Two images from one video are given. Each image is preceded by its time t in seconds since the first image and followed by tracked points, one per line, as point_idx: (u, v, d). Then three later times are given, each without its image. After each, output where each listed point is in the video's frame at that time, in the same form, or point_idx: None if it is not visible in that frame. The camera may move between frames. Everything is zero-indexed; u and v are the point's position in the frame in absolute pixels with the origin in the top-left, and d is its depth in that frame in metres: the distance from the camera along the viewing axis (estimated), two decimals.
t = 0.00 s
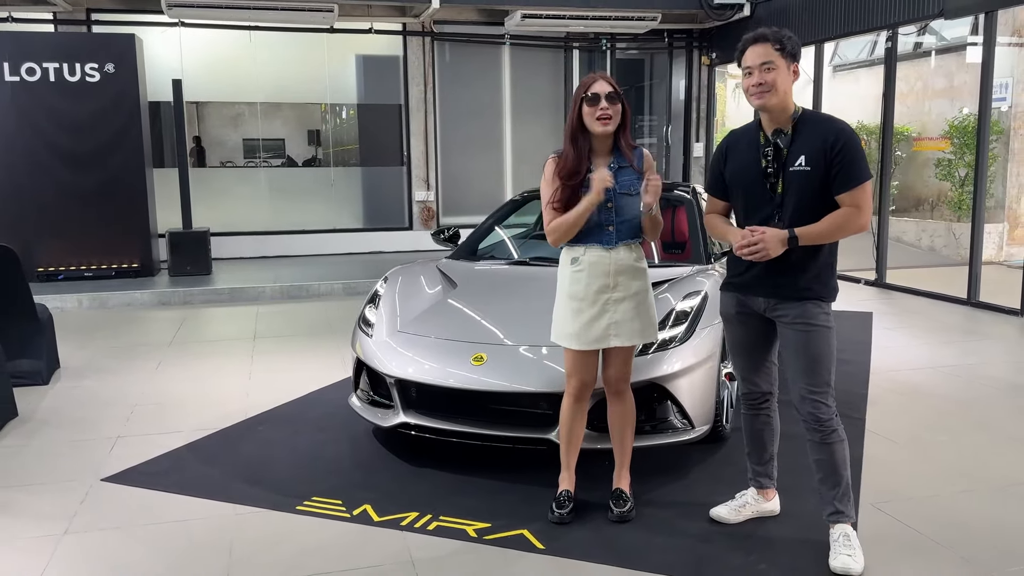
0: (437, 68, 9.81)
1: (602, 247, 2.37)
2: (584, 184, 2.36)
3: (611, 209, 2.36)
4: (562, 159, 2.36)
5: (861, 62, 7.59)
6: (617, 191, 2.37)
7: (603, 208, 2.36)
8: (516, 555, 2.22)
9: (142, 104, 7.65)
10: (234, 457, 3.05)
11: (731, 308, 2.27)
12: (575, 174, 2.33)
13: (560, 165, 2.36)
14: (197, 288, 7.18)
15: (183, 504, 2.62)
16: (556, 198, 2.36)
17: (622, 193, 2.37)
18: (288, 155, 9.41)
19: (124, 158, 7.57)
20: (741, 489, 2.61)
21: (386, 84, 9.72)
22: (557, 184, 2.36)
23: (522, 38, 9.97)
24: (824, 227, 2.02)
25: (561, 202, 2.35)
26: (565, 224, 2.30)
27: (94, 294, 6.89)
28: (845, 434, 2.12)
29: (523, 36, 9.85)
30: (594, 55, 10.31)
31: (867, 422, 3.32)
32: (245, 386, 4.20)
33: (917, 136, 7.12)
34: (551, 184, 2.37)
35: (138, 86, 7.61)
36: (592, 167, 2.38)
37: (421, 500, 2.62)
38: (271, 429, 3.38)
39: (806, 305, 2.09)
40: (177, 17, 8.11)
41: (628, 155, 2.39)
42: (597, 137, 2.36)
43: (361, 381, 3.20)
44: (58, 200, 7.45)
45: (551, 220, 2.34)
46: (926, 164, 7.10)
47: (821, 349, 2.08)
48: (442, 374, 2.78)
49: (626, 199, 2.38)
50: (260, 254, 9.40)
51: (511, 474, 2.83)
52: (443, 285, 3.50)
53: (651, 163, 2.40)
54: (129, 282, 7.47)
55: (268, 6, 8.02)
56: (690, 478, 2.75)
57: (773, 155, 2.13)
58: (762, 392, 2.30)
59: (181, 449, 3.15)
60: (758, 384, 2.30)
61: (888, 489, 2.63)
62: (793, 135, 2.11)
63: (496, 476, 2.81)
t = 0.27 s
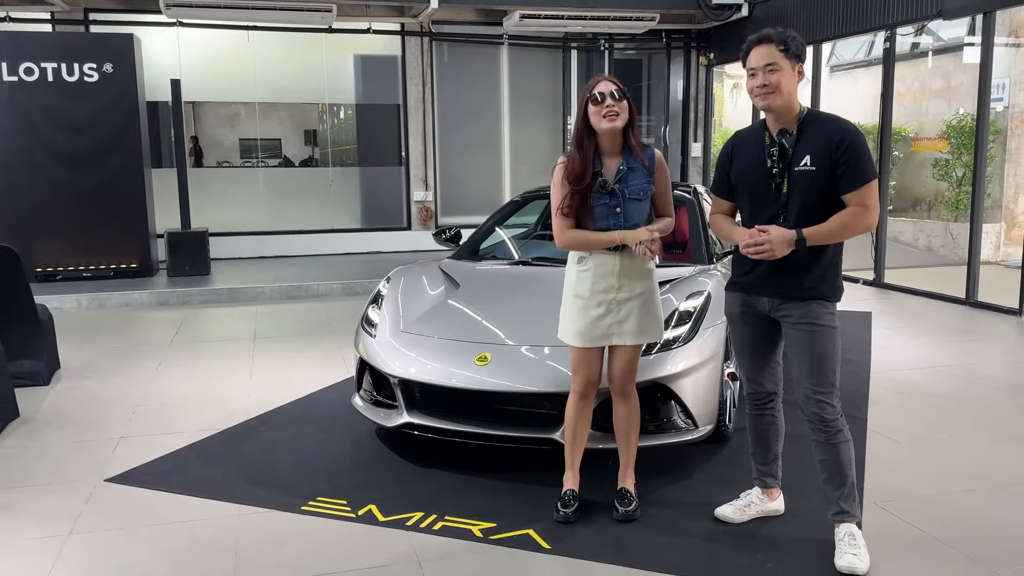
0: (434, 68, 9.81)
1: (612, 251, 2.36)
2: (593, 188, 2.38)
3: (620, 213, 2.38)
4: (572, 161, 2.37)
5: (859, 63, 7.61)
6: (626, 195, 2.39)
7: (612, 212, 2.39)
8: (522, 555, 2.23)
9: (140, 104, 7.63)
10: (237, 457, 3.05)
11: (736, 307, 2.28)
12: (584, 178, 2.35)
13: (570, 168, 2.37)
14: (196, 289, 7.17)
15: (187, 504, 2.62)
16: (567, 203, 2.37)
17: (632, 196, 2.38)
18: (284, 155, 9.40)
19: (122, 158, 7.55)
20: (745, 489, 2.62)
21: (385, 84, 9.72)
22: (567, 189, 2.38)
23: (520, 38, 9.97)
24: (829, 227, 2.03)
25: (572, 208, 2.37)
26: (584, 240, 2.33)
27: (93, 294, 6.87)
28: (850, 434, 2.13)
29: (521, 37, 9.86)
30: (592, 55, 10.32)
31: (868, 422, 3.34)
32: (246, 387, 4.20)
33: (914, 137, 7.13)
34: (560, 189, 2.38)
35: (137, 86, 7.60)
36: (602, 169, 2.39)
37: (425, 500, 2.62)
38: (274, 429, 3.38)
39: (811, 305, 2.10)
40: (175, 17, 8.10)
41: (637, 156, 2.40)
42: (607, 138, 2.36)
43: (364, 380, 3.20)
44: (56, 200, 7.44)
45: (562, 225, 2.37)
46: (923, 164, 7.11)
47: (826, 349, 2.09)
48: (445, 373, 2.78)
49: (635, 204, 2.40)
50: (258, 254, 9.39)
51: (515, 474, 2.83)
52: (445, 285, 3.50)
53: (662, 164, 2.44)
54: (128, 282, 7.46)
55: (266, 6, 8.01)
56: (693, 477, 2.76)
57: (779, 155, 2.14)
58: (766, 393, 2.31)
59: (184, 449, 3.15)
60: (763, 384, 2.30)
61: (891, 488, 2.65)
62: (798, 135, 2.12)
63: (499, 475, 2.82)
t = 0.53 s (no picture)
0: (433, 68, 9.81)
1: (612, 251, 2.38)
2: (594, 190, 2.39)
3: (620, 215, 2.39)
4: (574, 163, 2.39)
5: (856, 63, 7.63)
6: (626, 196, 2.40)
7: (612, 214, 2.40)
8: (527, 554, 2.24)
9: (138, 103, 7.62)
10: (240, 457, 3.05)
11: (740, 307, 2.29)
12: (586, 178, 2.37)
13: (572, 170, 2.39)
14: (195, 289, 7.16)
15: (192, 504, 2.62)
16: (568, 203, 2.39)
17: (632, 198, 2.39)
18: (281, 155, 9.39)
19: (120, 157, 7.54)
20: (748, 488, 2.63)
21: (383, 84, 9.72)
22: (569, 189, 2.40)
23: (518, 38, 9.97)
24: (834, 227, 2.04)
25: (573, 208, 2.38)
26: (586, 238, 2.35)
27: (91, 294, 6.86)
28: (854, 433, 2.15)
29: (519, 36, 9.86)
30: (590, 55, 10.32)
31: (869, 421, 3.35)
32: (247, 387, 4.20)
33: (911, 136, 7.15)
34: (562, 189, 2.40)
35: (135, 85, 7.58)
36: (604, 171, 2.40)
37: (430, 499, 2.63)
38: (276, 429, 3.38)
39: (816, 305, 2.12)
40: (173, 16, 8.09)
41: (640, 158, 2.41)
42: (609, 140, 2.38)
43: (367, 380, 3.21)
44: (53, 200, 7.42)
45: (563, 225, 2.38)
46: (919, 164, 7.13)
47: (831, 349, 2.11)
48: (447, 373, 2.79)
49: (636, 206, 2.41)
50: (256, 254, 9.38)
51: (518, 473, 2.84)
52: (448, 285, 3.51)
53: (666, 165, 2.45)
54: (126, 282, 7.44)
55: (264, 6, 8.00)
56: (696, 476, 2.77)
57: (784, 155, 2.15)
58: (770, 392, 2.32)
59: (187, 449, 3.15)
60: (766, 383, 2.32)
61: (893, 486, 2.66)
62: (803, 136, 2.13)
63: (503, 475, 2.83)
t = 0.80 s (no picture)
0: (430, 67, 9.81)
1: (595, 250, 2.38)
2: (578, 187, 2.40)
3: (604, 213, 2.40)
4: (561, 160, 2.41)
5: (853, 63, 7.66)
6: (611, 194, 2.40)
7: (597, 211, 2.41)
8: (531, 552, 2.24)
9: (135, 102, 7.60)
10: (242, 456, 3.05)
11: (744, 307, 2.30)
12: (571, 176, 2.38)
13: (558, 167, 2.40)
14: (193, 288, 7.15)
15: (195, 503, 2.62)
16: (554, 200, 2.41)
17: (617, 196, 2.39)
18: (277, 154, 9.38)
19: (118, 156, 7.53)
20: (750, 486, 2.64)
21: (380, 83, 9.71)
22: (554, 186, 2.41)
23: (515, 37, 9.98)
24: (841, 226, 2.06)
25: (559, 206, 2.40)
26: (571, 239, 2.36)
27: (89, 293, 6.85)
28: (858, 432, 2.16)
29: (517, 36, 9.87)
30: (587, 54, 10.33)
31: (869, 419, 3.37)
32: (247, 386, 4.20)
33: (907, 136, 7.17)
34: (548, 185, 2.42)
35: (133, 85, 7.57)
36: (589, 169, 2.41)
37: (433, 498, 2.63)
38: (277, 428, 3.38)
39: (821, 304, 2.13)
40: (170, 15, 8.07)
41: (626, 157, 2.42)
42: (596, 138, 2.39)
43: (368, 379, 3.22)
44: (50, 199, 7.40)
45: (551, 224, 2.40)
46: (915, 164, 7.16)
47: (835, 348, 2.12)
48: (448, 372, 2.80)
49: (621, 203, 2.41)
50: (254, 253, 9.36)
51: (520, 472, 2.85)
52: (449, 284, 3.51)
53: (652, 165, 2.45)
54: (124, 281, 7.43)
55: (262, 5, 7.99)
56: (698, 475, 2.78)
57: (789, 155, 2.16)
58: (774, 391, 2.33)
59: (188, 449, 3.15)
60: (770, 383, 2.33)
61: (894, 484, 2.67)
62: (809, 136, 2.14)
63: (505, 473, 2.84)
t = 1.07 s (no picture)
0: (426, 65, 9.80)
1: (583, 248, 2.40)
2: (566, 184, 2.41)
3: (593, 210, 2.40)
4: (547, 158, 2.42)
5: (848, 62, 7.68)
6: (600, 192, 2.41)
7: (585, 209, 2.41)
8: (533, 549, 2.25)
9: (132, 101, 7.58)
10: (243, 454, 3.06)
11: (745, 305, 2.31)
12: (558, 172, 2.39)
13: (545, 164, 2.42)
14: (190, 287, 7.14)
15: (196, 502, 2.62)
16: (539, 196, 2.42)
17: (606, 193, 2.40)
18: (272, 152, 9.36)
19: (114, 154, 7.50)
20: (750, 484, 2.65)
21: (377, 81, 9.70)
22: (540, 184, 2.42)
23: (511, 36, 9.98)
24: (841, 223, 2.07)
25: (543, 201, 2.41)
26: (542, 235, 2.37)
27: (85, 291, 6.83)
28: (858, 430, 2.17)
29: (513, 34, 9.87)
30: (583, 53, 10.33)
31: (867, 418, 3.38)
32: (246, 385, 4.19)
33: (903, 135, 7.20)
34: (534, 182, 2.43)
35: (129, 83, 7.55)
36: (576, 167, 2.42)
37: (434, 496, 2.64)
38: (277, 427, 3.39)
39: (821, 302, 2.14)
40: (165, 13, 8.05)
41: (612, 156, 2.43)
42: (583, 137, 2.40)
43: (369, 377, 3.22)
44: (46, 197, 7.38)
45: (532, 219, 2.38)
46: (910, 163, 7.19)
47: (836, 346, 2.13)
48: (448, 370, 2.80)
49: (609, 201, 2.41)
50: (250, 252, 9.34)
51: (521, 470, 2.86)
52: (448, 283, 3.52)
53: (638, 167, 2.45)
54: (120, 280, 7.41)
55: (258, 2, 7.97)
56: (698, 473, 2.79)
57: (790, 153, 2.17)
58: (775, 389, 2.34)
59: (189, 447, 3.15)
60: (770, 381, 2.34)
61: (893, 482, 2.69)
62: (810, 134, 2.15)
63: (505, 471, 2.85)
